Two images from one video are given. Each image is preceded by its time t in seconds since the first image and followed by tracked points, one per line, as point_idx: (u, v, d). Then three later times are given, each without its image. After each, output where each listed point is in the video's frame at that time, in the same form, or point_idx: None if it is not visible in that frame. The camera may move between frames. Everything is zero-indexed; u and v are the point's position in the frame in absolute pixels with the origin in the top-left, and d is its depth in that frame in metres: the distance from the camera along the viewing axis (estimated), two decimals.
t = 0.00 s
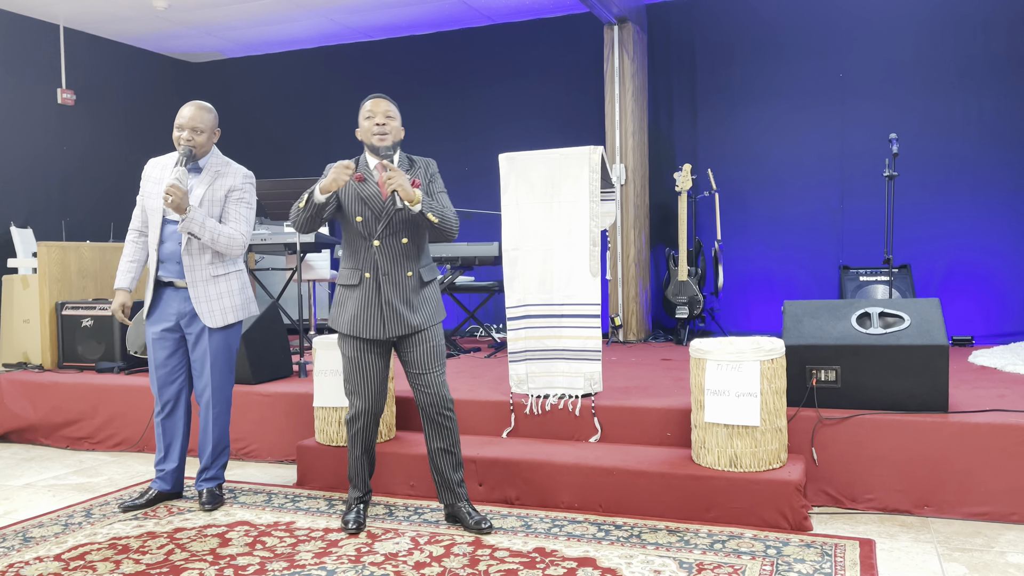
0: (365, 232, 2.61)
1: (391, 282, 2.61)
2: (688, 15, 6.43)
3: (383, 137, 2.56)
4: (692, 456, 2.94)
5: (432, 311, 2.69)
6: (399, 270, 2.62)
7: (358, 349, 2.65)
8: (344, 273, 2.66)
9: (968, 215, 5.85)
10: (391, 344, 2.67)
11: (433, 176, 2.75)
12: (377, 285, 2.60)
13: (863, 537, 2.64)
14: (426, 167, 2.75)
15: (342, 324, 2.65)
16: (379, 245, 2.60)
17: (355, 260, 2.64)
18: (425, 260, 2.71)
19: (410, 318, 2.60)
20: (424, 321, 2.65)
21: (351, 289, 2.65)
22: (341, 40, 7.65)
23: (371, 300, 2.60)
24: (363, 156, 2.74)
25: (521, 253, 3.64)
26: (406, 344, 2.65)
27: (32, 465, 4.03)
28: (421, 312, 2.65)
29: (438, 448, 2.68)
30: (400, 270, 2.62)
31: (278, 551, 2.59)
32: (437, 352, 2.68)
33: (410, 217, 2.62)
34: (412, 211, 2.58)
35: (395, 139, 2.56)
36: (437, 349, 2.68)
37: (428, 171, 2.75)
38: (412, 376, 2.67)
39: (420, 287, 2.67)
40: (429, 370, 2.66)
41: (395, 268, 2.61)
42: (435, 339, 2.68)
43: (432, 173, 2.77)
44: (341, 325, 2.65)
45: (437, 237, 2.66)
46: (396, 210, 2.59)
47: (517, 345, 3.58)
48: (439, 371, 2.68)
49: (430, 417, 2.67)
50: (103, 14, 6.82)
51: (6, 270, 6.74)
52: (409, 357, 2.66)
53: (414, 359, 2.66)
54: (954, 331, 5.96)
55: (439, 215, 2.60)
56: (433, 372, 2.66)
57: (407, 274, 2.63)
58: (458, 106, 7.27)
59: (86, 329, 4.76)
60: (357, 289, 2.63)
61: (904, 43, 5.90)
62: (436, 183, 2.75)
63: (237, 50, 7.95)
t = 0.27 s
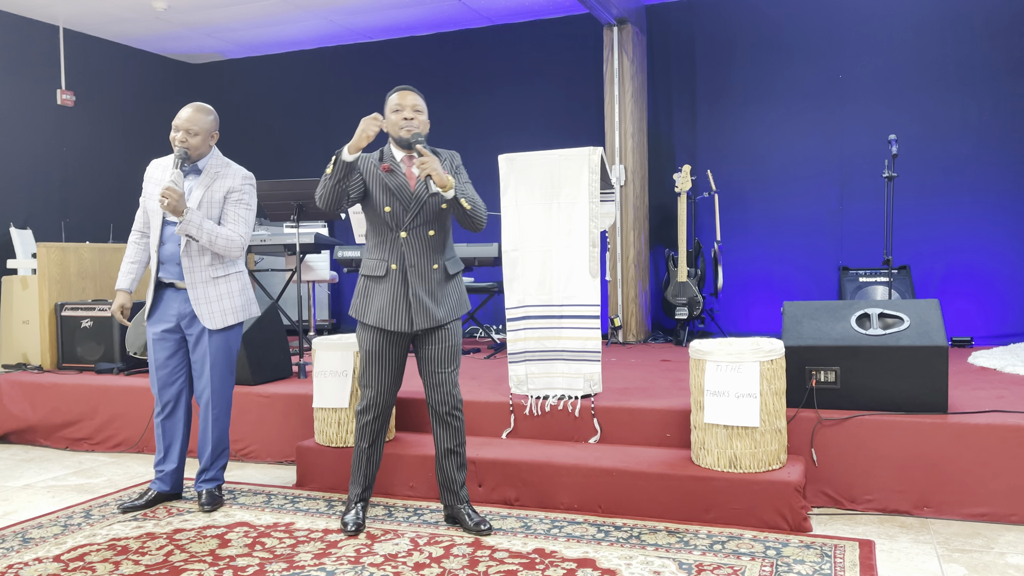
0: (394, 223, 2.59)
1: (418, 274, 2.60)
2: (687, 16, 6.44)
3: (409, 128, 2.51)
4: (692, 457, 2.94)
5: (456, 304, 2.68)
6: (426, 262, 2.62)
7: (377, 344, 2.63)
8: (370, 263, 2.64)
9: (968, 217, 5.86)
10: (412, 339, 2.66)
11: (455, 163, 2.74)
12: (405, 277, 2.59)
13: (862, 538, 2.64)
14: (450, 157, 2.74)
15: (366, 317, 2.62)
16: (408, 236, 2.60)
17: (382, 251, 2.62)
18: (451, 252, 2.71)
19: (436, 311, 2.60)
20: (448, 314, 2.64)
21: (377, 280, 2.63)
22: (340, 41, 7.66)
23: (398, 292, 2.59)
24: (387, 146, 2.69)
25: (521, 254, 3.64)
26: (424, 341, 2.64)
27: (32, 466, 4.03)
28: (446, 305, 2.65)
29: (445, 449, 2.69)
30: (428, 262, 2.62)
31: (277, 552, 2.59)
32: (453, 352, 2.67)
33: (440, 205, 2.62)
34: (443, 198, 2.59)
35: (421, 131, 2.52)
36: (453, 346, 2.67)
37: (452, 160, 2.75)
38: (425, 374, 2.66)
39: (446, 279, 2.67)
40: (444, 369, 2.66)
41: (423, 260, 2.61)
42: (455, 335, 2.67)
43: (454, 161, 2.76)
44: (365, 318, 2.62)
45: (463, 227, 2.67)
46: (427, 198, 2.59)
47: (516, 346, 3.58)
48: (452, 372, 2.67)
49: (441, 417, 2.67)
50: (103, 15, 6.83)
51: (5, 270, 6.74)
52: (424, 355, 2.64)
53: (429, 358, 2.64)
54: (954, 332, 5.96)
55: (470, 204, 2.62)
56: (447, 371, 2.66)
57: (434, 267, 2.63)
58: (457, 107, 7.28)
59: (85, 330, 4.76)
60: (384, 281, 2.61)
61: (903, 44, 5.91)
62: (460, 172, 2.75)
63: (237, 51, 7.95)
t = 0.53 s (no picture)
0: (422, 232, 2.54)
1: (443, 281, 2.58)
2: (687, 17, 6.44)
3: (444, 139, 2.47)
4: (692, 458, 2.94)
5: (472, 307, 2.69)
6: (452, 269, 2.60)
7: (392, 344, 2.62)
8: (393, 265, 2.59)
9: (968, 217, 5.86)
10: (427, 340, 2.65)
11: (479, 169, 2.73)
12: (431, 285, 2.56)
13: (862, 539, 2.64)
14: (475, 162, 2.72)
15: (386, 318, 2.59)
16: (436, 245, 2.55)
17: (407, 256, 2.58)
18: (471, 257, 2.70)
19: (457, 316, 2.61)
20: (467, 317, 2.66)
21: (400, 283, 2.59)
22: (340, 42, 7.66)
23: (421, 298, 2.57)
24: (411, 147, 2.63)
25: (521, 255, 3.64)
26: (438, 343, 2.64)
27: (31, 467, 4.02)
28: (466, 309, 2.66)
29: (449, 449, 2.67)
30: (454, 269, 2.60)
31: (276, 552, 2.59)
32: (463, 353, 2.67)
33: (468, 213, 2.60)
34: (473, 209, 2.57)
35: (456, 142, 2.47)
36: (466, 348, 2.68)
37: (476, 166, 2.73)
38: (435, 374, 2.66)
39: (466, 284, 2.67)
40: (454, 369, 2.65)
41: (450, 266, 2.59)
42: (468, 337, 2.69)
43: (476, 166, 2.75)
44: (385, 319, 2.60)
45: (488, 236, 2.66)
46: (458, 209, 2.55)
47: (516, 347, 3.58)
48: (462, 373, 2.67)
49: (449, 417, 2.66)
50: (103, 16, 6.83)
51: (5, 271, 6.74)
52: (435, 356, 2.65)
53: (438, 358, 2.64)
54: (954, 333, 5.97)
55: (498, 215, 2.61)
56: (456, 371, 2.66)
57: (457, 273, 2.62)
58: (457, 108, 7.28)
59: (85, 330, 4.75)
60: (408, 285, 2.58)
61: (902, 45, 5.91)
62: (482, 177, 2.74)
63: (237, 52, 7.96)
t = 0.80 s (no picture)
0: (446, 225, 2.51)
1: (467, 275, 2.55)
2: (687, 17, 6.44)
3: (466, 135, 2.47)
4: (691, 458, 2.94)
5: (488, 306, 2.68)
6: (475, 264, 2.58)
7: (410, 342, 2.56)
8: (417, 261, 2.55)
9: (967, 218, 5.86)
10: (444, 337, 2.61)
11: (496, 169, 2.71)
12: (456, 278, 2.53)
13: (862, 539, 2.64)
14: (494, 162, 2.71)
15: (408, 314, 2.54)
16: (461, 237, 2.53)
17: (430, 251, 2.55)
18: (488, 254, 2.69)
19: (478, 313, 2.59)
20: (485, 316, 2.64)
21: (423, 279, 2.55)
22: (340, 42, 7.66)
23: (445, 292, 2.53)
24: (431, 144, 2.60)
25: (520, 255, 3.65)
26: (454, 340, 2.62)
27: (31, 467, 4.02)
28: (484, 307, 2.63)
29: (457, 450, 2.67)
30: (476, 264, 2.57)
31: (276, 553, 2.59)
32: (476, 352, 2.66)
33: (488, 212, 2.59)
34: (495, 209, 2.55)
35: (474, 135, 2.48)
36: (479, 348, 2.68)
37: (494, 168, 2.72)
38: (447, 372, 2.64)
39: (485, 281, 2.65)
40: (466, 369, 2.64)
41: (473, 261, 2.57)
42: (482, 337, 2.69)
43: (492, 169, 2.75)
44: (408, 316, 2.54)
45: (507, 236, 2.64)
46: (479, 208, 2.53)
47: (516, 347, 3.58)
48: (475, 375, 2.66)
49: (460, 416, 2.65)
50: (103, 16, 6.83)
51: (5, 272, 6.74)
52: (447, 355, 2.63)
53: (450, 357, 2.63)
54: (953, 333, 5.97)
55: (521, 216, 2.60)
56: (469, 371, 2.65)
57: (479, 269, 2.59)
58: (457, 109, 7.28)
59: (85, 331, 4.75)
60: (431, 280, 2.54)
61: (902, 46, 5.92)
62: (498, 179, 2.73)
63: (236, 52, 7.96)
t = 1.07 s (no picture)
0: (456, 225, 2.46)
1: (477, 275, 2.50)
2: (687, 18, 6.44)
3: (473, 134, 2.44)
4: (691, 459, 2.94)
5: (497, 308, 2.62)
6: (485, 265, 2.52)
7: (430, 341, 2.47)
8: (426, 261, 2.49)
9: (967, 219, 5.86)
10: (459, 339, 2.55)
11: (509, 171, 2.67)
12: (466, 279, 2.48)
13: (862, 540, 2.64)
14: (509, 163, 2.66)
15: (419, 315, 2.46)
16: (471, 237, 2.47)
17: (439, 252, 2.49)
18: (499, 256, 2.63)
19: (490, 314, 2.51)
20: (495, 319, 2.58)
21: (434, 279, 2.49)
22: (340, 43, 7.67)
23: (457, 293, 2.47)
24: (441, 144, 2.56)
25: (521, 256, 3.68)
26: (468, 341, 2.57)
27: (31, 468, 4.02)
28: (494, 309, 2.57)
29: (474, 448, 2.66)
30: (485, 264, 2.51)
31: (276, 553, 2.59)
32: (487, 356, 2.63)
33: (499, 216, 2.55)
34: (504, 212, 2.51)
35: (482, 134, 2.46)
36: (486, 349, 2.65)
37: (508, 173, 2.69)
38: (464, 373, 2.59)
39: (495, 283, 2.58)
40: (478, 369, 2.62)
41: (482, 261, 2.50)
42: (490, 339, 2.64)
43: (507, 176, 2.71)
44: (422, 317, 2.46)
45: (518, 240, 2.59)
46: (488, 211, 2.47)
47: (516, 348, 3.58)
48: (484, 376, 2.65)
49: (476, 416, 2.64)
50: (104, 17, 6.83)
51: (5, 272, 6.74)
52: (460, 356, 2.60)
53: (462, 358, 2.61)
54: (953, 334, 5.96)
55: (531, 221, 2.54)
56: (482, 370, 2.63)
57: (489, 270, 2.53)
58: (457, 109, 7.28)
59: (85, 331, 4.75)
60: (442, 280, 2.48)
61: (901, 47, 5.92)
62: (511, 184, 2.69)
63: (236, 53, 7.96)
